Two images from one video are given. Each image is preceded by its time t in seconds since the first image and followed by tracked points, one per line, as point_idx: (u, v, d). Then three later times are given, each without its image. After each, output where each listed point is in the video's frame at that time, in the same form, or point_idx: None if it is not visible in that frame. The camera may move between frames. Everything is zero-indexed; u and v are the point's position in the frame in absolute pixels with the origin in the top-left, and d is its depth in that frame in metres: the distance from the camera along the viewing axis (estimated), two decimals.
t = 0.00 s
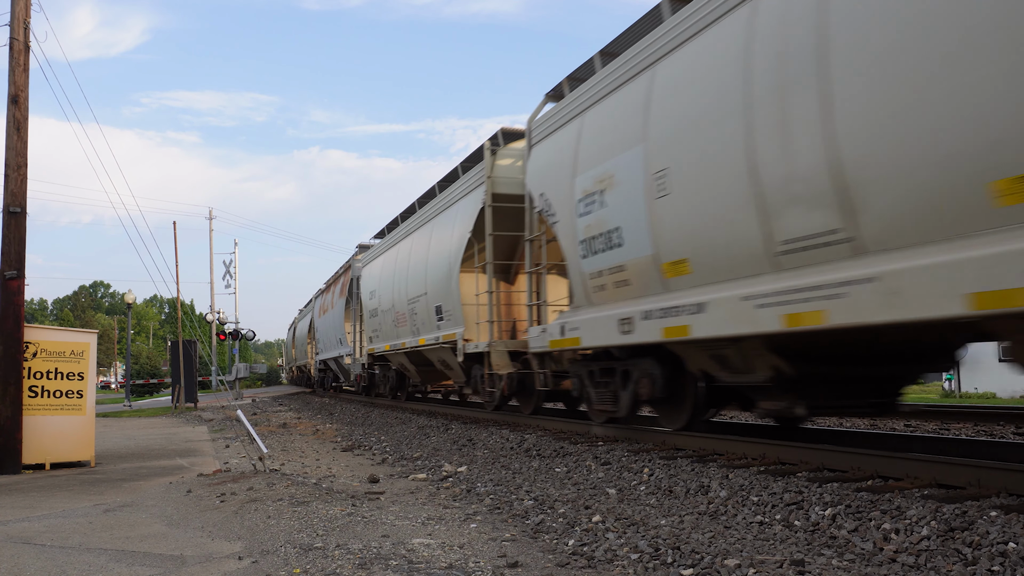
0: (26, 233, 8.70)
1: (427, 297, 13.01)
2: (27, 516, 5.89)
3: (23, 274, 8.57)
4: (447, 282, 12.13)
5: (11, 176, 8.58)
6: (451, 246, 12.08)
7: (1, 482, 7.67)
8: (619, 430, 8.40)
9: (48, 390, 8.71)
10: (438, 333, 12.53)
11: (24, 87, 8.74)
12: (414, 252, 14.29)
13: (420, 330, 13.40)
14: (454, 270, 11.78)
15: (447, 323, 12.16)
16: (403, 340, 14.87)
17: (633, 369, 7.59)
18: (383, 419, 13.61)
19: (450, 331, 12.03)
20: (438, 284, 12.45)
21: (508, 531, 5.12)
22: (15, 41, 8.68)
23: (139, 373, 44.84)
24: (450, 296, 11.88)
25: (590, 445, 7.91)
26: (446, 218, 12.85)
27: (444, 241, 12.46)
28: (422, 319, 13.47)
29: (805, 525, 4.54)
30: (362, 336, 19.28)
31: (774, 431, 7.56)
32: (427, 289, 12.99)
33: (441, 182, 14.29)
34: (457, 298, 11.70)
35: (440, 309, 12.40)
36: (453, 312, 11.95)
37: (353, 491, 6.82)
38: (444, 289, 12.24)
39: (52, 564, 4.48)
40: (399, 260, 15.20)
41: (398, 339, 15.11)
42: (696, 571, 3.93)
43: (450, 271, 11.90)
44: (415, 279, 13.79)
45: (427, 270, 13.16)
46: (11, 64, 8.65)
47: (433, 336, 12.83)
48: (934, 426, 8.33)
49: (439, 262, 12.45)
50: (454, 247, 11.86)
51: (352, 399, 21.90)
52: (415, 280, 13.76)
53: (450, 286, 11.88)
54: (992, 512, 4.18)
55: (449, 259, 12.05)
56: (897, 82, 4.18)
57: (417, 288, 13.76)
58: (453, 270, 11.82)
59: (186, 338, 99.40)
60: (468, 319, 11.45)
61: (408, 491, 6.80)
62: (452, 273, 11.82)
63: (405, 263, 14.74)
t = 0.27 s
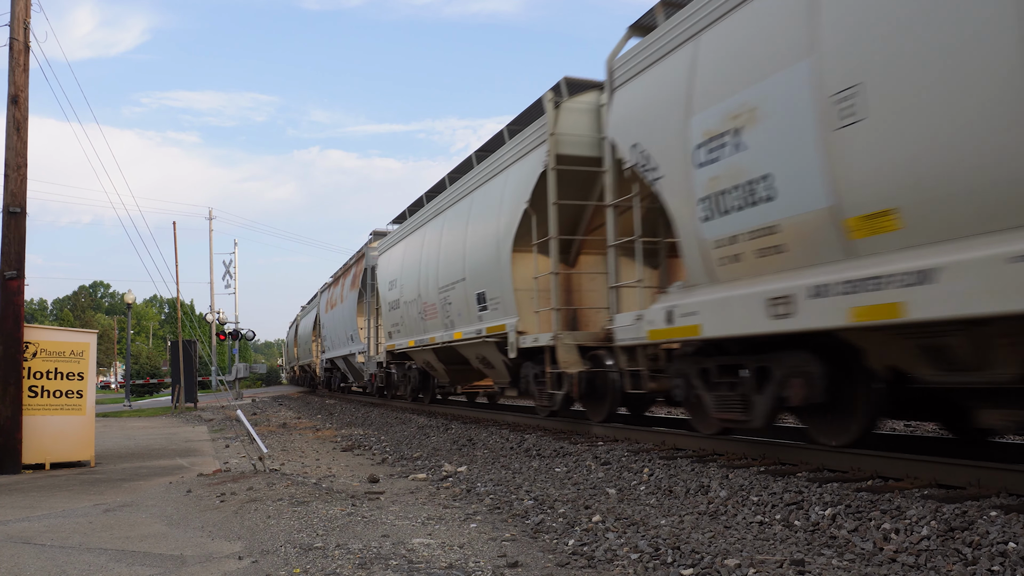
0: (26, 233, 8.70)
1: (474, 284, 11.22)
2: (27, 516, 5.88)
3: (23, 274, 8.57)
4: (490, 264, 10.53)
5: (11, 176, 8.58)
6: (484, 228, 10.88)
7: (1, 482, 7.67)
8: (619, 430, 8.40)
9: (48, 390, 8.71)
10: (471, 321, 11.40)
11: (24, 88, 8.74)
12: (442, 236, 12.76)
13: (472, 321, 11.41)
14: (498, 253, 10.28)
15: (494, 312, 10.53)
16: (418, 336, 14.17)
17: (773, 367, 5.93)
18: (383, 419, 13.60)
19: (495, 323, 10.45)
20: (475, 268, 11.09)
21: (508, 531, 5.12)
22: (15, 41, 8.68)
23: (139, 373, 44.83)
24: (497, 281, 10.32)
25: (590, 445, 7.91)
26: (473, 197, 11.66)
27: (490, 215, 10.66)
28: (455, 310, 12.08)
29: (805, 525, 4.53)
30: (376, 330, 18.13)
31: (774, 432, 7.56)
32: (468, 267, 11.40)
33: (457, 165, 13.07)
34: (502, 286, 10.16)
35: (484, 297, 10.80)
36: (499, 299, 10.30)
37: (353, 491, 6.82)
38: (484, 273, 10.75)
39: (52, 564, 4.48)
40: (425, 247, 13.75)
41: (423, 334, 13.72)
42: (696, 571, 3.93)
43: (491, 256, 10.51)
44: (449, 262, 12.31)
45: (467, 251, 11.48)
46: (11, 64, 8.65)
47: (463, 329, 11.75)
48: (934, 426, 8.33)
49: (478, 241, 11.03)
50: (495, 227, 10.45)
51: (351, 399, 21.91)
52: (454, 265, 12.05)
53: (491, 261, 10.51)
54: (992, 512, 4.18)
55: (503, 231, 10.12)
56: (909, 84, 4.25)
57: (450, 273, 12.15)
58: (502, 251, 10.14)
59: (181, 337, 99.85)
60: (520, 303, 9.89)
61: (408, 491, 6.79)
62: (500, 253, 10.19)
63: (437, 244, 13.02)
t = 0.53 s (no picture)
0: (26, 233, 8.70)
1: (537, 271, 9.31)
2: (28, 516, 5.89)
3: (23, 274, 8.57)
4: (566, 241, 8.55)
5: (11, 176, 8.58)
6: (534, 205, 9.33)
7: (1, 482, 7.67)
8: (619, 430, 8.40)
9: (48, 390, 8.71)
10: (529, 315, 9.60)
11: (24, 88, 8.74)
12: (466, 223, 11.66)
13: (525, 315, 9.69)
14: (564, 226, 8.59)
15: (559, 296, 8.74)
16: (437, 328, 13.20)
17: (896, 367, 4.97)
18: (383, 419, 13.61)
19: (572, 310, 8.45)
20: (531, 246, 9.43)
21: (508, 531, 5.12)
22: (15, 41, 8.68)
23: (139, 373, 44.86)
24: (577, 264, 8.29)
25: (590, 445, 7.91)
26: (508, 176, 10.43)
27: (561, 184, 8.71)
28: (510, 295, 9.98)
29: (805, 525, 4.54)
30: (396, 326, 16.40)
31: (774, 432, 7.55)
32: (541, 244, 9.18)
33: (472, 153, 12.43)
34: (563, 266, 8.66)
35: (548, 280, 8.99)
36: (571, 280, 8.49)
37: (353, 491, 6.82)
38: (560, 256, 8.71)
39: (52, 564, 4.48)
40: (459, 233, 11.94)
41: (462, 327, 11.78)
42: (696, 571, 3.93)
43: (557, 229, 8.71)
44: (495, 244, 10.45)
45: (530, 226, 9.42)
46: (11, 64, 8.65)
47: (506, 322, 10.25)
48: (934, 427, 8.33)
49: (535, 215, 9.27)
50: (555, 204, 8.80)
51: (351, 399, 21.93)
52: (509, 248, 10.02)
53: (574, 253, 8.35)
54: (993, 512, 4.18)
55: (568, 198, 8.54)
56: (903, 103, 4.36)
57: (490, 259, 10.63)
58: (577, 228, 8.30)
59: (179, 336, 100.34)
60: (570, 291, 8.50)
61: (408, 491, 6.80)
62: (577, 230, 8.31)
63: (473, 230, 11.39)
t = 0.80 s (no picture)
0: (26, 233, 8.70)
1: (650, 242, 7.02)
2: (27, 516, 5.89)
3: (23, 274, 8.57)
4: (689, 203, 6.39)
5: (11, 176, 8.58)
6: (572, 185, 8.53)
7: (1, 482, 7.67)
8: (619, 430, 8.40)
9: (48, 390, 8.71)
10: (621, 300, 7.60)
11: (24, 88, 8.74)
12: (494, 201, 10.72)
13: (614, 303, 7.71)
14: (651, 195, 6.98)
15: (661, 273, 6.91)
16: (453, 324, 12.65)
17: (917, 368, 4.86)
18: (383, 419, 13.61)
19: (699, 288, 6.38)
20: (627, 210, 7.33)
21: (508, 531, 5.12)
22: (15, 41, 8.68)
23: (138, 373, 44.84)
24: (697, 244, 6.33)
25: (590, 445, 7.91)
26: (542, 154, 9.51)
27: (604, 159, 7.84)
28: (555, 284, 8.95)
29: (805, 525, 4.54)
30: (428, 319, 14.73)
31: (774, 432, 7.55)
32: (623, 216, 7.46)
33: (484, 141, 12.06)
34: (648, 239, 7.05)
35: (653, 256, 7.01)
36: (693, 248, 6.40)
37: (353, 491, 6.82)
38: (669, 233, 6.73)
39: (52, 564, 4.48)
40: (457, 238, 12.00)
41: (514, 318, 10.10)
42: (696, 571, 3.93)
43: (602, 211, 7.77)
44: (525, 229, 9.58)
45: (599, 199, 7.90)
46: (11, 64, 8.65)
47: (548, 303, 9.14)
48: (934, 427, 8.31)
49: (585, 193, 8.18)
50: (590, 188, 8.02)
51: (351, 399, 21.94)
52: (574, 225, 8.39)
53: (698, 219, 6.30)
54: (993, 512, 4.18)
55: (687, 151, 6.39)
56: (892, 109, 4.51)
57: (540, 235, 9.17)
58: (703, 195, 6.20)
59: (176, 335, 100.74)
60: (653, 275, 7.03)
61: (408, 491, 6.80)
62: (696, 189, 6.25)
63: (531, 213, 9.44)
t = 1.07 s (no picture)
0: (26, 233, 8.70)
1: (672, 240, 6.38)
2: (28, 516, 5.89)
3: (23, 274, 8.57)
4: (725, 198, 5.69)
5: (11, 176, 8.58)
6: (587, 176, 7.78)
7: (1, 482, 7.67)
8: (619, 430, 8.40)
9: (48, 390, 8.71)
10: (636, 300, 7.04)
11: (24, 87, 8.74)
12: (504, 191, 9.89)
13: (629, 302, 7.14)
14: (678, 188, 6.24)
15: (674, 271, 6.42)
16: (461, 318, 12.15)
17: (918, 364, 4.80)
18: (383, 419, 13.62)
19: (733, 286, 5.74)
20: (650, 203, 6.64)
21: (508, 531, 5.12)
22: (15, 41, 8.68)
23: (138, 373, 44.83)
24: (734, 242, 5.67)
25: (590, 445, 7.91)
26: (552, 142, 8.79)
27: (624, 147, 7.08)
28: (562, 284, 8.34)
29: (805, 525, 4.54)
30: (465, 309, 12.65)
31: (774, 432, 7.55)
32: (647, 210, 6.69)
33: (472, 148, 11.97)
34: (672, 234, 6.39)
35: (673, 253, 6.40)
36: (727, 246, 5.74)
37: (353, 491, 6.82)
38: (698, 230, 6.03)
39: (52, 564, 4.48)
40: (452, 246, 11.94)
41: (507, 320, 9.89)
42: (696, 571, 3.92)
43: (595, 212, 7.57)
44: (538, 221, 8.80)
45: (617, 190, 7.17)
46: (11, 64, 8.65)
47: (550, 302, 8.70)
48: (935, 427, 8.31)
49: (601, 186, 7.45)
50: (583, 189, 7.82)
51: (351, 398, 21.96)
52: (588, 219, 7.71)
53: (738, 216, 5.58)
54: (993, 512, 4.18)
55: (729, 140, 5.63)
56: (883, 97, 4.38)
57: (552, 229, 8.46)
58: (745, 191, 5.47)
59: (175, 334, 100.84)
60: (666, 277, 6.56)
61: (408, 491, 6.80)
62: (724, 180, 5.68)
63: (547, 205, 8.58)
